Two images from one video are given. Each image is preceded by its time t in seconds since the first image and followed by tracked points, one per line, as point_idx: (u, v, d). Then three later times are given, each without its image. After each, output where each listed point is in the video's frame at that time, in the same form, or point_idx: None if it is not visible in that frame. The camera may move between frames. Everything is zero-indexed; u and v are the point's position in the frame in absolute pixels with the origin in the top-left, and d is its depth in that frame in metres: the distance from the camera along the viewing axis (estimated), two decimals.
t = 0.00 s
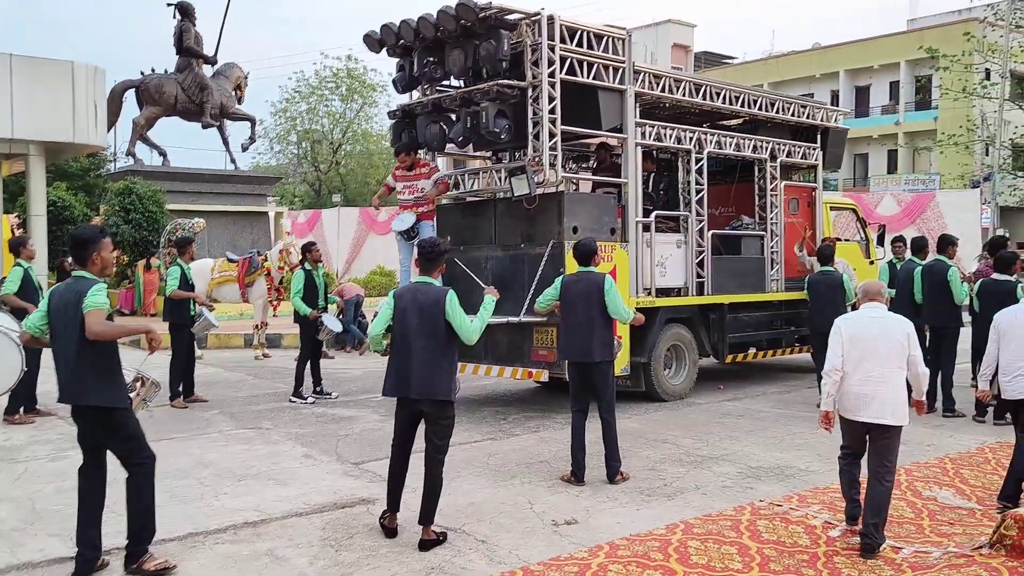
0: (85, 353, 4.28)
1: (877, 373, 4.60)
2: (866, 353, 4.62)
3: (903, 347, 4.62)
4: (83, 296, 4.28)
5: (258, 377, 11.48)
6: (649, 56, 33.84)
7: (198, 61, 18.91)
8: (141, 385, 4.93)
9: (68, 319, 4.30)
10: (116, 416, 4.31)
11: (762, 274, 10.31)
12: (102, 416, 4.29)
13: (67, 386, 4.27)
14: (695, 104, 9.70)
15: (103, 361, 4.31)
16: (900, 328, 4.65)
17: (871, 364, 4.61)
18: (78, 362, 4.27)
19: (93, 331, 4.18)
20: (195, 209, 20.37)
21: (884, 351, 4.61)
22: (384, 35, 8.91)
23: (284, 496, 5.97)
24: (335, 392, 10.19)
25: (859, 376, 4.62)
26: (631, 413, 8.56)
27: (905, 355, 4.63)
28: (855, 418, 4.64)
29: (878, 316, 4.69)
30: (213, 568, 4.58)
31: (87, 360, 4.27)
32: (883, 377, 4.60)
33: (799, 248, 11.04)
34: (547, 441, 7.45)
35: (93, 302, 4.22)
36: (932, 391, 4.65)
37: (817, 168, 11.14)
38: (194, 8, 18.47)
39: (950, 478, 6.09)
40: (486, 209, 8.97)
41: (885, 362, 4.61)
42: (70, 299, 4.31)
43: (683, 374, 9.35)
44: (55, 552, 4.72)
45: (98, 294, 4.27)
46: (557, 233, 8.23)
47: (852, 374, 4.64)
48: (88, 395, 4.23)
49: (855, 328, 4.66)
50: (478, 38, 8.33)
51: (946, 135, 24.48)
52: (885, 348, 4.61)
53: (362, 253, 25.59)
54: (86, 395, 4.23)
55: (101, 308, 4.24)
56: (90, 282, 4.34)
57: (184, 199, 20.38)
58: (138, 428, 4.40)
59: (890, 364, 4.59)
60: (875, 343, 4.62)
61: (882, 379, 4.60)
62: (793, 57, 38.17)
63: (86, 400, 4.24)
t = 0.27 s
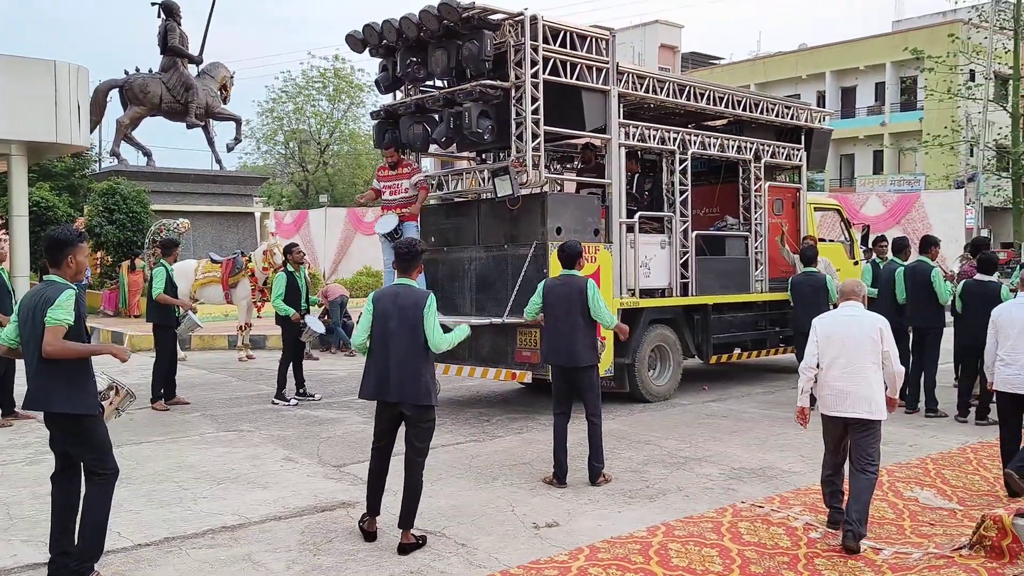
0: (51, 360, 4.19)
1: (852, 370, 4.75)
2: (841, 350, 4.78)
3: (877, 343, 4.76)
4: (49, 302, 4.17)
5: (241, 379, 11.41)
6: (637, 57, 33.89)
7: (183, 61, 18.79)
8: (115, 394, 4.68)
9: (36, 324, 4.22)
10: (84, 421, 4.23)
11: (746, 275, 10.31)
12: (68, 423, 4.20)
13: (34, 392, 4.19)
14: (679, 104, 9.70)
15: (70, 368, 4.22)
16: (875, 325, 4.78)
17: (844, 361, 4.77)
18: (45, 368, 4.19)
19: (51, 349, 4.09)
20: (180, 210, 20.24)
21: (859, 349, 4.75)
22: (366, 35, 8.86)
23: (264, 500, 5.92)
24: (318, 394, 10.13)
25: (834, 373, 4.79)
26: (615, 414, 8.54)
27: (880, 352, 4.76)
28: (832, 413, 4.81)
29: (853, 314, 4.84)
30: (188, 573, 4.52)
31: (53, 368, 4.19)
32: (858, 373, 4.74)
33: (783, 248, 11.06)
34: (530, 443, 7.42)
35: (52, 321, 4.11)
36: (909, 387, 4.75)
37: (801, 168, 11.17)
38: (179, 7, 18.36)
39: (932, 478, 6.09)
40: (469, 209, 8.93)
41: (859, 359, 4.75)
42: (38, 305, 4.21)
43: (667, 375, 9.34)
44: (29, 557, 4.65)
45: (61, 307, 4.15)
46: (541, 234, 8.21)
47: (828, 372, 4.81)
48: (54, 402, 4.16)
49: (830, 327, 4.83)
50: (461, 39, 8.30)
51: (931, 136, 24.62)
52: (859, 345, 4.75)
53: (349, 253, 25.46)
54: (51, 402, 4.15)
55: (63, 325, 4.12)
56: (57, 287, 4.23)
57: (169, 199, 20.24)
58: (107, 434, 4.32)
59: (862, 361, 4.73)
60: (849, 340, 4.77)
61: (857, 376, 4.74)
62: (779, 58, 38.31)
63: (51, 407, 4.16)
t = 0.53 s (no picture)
0: (43, 363, 4.16)
1: (840, 362, 4.95)
2: (831, 343, 4.98)
3: (866, 336, 4.88)
4: (38, 303, 4.13)
5: (236, 381, 11.38)
6: (636, 58, 33.89)
7: (180, 62, 18.78)
8: (104, 398, 4.63)
9: (23, 327, 4.18)
10: (71, 425, 4.18)
11: (743, 276, 10.29)
12: (55, 426, 4.16)
13: (23, 395, 4.17)
14: (674, 105, 9.68)
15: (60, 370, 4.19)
16: (867, 320, 4.93)
17: (834, 353, 4.97)
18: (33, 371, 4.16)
19: (42, 353, 4.06)
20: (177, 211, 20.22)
21: (847, 341, 4.93)
22: (360, 36, 8.85)
23: (255, 503, 5.89)
24: (313, 396, 10.10)
25: (826, 365, 5.01)
26: (610, 416, 8.51)
27: (870, 345, 4.89)
28: (825, 404, 5.01)
29: (848, 308, 5.03)
30: None
31: (43, 371, 4.16)
32: (846, 366, 4.93)
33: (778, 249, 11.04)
34: (524, 445, 7.40)
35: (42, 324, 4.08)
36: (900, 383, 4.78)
37: (797, 169, 11.14)
38: (176, 9, 18.34)
39: (927, 480, 6.06)
40: (464, 211, 8.92)
41: (848, 351, 4.93)
42: (26, 307, 4.18)
43: (664, 377, 9.31)
44: (16, 562, 4.62)
45: (50, 309, 4.12)
46: (535, 236, 8.18)
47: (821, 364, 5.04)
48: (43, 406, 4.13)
49: (824, 321, 5.06)
50: (455, 40, 8.28)
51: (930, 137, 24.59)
52: (848, 338, 4.94)
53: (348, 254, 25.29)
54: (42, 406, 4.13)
55: (53, 328, 4.09)
56: (46, 289, 4.19)
57: (167, 201, 20.18)
58: (92, 439, 4.27)
59: (851, 352, 4.91)
60: (840, 333, 4.97)
61: (845, 368, 4.92)
62: (778, 59, 38.31)
63: (42, 410, 4.13)
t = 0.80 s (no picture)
0: (43, 365, 4.13)
1: (848, 365, 4.97)
2: (842, 345, 5.02)
3: (874, 342, 4.88)
4: (39, 307, 4.11)
5: (236, 382, 11.36)
6: (637, 59, 33.87)
7: (181, 64, 18.79)
8: (104, 401, 4.59)
9: (24, 330, 4.16)
10: (71, 430, 4.15)
11: (742, 276, 10.26)
12: (55, 431, 4.13)
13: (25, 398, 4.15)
14: (673, 106, 9.66)
15: (61, 372, 4.17)
16: (879, 325, 4.91)
17: (843, 356, 5.00)
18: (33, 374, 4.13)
19: (43, 353, 4.04)
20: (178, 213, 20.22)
21: (855, 345, 4.96)
22: (358, 37, 8.84)
23: (251, 505, 5.87)
24: (312, 397, 10.09)
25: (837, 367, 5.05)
26: (609, 417, 8.49)
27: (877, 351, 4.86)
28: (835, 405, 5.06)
29: (865, 312, 5.03)
30: None
31: (45, 373, 4.14)
32: (853, 369, 4.95)
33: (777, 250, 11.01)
34: (522, 446, 7.37)
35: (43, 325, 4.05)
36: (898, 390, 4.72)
37: (797, 169, 11.11)
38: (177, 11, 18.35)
39: (926, 481, 6.03)
40: (462, 212, 8.90)
41: (855, 354, 4.94)
42: (28, 310, 4.16)
43: (663, 378, 9.28)
44: (10, 564, 4.61)
45: (51, 309, 4.09)
46: (533, 236, 8.16)
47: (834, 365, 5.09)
48: (45, 409, 4.10)
49: (839, 325, 5.10)
50: (453, 40, 8.27)
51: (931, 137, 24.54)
52: (857, 341, 4.96)
53: (349, 254, 25.36)
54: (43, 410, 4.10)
55: (55, 328, 4.07)
56: (46, 291, 4.17)
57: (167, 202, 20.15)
58: (90, 444, 4.23)
59: (857, 355, 4.93)
60: (851, 336, 4.99)
61: (851, 371, 4.95)
62: (780, 60, 38.26)
63: (43, 414, 4.10)
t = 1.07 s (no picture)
0: (55, 373, 4.09)
1: (884, 367, 5.00)
2: (877, 346, 5.05)
3: (910, 344, 4.89)
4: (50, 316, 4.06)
5: (237, 384, 11.36)
6: (640, 59, 33.85)
7: (183, 65, 18.82)
8: (110, 406, 4.53)
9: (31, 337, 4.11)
10: (78, 436, 4.11)
11: (744, 277, 10.23)
12: (64, 437, 4.09)
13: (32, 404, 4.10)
14: (675, 106, 9.63)
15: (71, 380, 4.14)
16: (915, 329, 4.91)
17: (878, 357, 5.03)
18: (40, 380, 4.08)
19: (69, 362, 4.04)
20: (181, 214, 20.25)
21: (889, 347, 4.97)
22: (359, 38, 8.84)
23: (250, 507, 5.86)
24: (313, 399, 10.08)
25: (872, 368, 5.08)
26: (610, 418, 8.47)
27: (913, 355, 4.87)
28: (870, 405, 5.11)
29: (902, 315, 5.02)
30: None
31: (55, 379, 4.10)
32: (888, 371, 4.97)
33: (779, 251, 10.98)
34: (523, 448, 7.35)
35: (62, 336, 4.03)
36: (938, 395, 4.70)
37: (800, 169, 11.08)
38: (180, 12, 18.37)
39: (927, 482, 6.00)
40: (463, 213, 8.89)
41: (890, 356, 4.97)
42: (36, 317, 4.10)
43: (665, 379, 9.26)
44: (7, 566, 4.60)
45: (65, 321, 4.07)
46: (534, 237, 8.14)
47: (869, 366, 5.12)
48: (55, 416, 4.06)
49: (876, 325, 5.12)
50: (453, 41, 8.27)
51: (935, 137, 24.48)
52: (893, 344, 4.96)
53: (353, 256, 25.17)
54: (54, 415, 4.06)
55: (70, 340, 4.05)
56: (55, 298, 4.13)
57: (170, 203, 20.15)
58: (95, 450, 4.19)
59: (893, 357, 4.95)
60: (887, 338, 5.01)
61: (885, 372, 4.98)
62: (783, 60, 38.22)
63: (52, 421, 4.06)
